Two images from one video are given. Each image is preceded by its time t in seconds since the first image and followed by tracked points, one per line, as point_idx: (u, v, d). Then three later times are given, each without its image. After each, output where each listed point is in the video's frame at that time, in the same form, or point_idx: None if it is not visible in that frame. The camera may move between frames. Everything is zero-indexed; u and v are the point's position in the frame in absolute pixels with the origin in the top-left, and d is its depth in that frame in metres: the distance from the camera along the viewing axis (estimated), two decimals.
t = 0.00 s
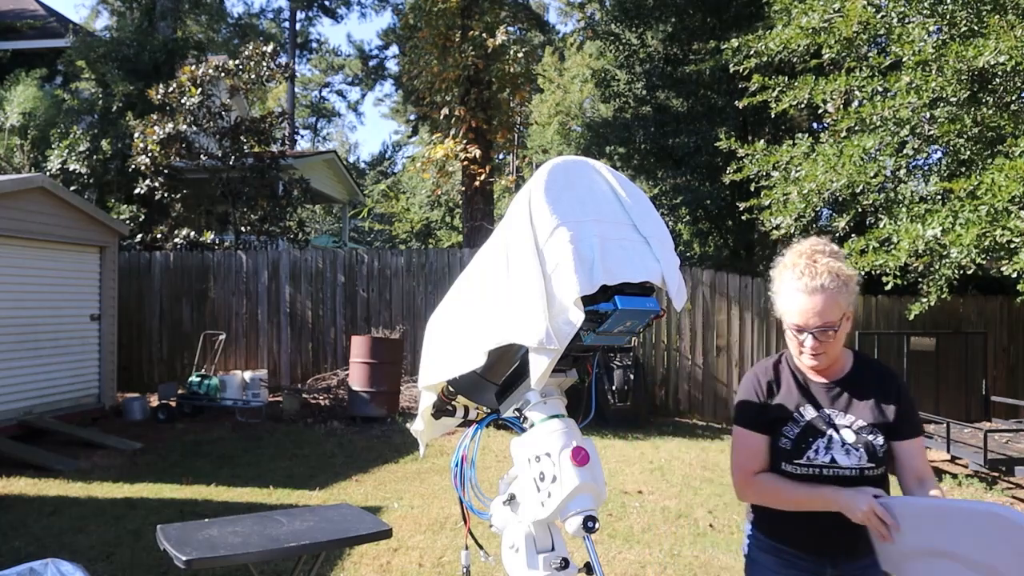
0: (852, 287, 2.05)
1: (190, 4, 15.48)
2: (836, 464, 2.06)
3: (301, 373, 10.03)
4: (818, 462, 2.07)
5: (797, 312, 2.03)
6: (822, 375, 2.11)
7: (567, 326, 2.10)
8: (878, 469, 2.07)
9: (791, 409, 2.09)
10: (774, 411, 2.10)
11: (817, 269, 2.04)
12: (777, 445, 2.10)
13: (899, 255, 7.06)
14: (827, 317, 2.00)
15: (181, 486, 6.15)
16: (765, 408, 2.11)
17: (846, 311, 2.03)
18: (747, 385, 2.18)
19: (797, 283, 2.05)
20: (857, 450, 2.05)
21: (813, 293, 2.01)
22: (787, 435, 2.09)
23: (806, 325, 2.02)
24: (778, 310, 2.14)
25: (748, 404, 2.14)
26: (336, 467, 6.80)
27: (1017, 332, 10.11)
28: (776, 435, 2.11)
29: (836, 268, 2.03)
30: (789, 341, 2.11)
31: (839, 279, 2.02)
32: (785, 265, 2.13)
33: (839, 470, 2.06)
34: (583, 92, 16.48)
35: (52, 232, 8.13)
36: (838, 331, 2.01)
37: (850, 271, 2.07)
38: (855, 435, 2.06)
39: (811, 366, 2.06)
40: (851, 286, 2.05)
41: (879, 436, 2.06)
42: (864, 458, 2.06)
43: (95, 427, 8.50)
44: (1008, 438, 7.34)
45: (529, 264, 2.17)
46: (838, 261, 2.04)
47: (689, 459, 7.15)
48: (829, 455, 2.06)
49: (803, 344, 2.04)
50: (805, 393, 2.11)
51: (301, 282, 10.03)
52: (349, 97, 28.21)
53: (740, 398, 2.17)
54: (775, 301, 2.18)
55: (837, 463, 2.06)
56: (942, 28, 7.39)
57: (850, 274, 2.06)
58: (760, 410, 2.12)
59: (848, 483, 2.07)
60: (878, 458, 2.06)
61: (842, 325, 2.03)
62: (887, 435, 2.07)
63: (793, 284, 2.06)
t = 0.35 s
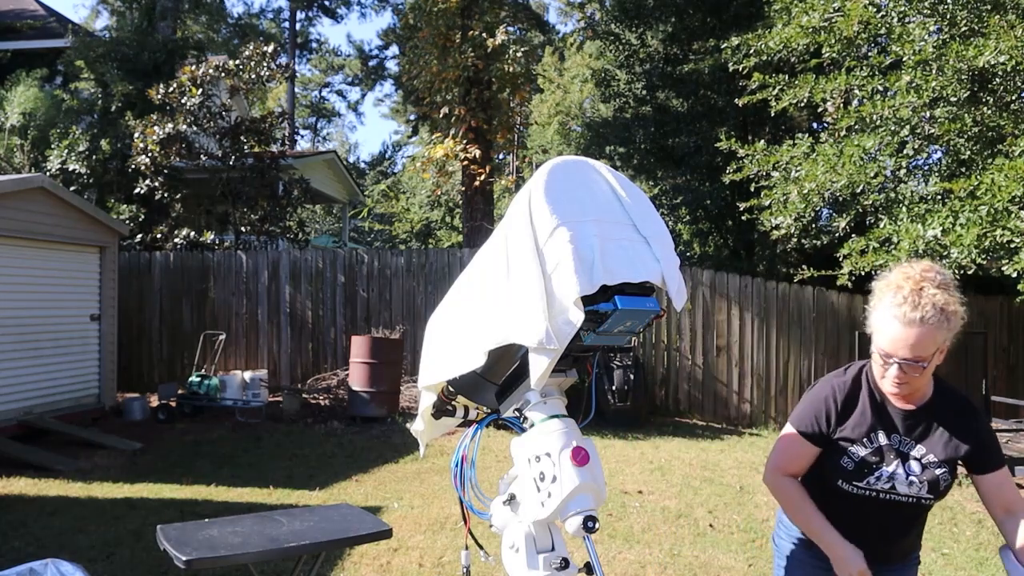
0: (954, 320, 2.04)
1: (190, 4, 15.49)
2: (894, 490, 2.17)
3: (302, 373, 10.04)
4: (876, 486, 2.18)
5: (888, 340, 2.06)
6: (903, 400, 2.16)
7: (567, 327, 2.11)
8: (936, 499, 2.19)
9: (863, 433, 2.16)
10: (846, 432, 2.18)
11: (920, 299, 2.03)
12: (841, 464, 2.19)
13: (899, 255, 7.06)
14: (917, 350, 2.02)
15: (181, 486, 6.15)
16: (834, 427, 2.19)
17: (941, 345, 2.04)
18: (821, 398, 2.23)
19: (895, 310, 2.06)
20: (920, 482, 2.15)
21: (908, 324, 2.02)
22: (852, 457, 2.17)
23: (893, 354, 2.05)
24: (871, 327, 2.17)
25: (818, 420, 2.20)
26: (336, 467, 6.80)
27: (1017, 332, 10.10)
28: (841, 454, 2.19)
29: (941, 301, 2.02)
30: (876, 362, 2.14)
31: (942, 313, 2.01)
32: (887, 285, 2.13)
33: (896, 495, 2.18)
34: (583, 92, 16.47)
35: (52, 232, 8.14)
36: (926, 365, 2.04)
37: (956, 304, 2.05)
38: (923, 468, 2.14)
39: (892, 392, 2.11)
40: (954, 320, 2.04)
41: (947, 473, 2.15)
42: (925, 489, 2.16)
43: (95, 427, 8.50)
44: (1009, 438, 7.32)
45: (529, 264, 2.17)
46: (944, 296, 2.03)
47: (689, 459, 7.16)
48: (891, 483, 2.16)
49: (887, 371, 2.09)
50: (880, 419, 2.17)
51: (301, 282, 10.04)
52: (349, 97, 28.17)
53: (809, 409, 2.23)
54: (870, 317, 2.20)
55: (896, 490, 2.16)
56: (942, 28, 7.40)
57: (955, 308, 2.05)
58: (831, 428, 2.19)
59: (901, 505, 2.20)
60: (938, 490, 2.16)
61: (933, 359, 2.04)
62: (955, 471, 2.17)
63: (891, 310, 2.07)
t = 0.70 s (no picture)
0: (996, 322, 2.05)
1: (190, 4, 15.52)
2: (915, 491, 2.16)
3: (302, 372, 10.03)
4: (896, 488, 2.17)
5: (925, 322, 2.08)
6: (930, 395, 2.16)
7: (567, 326, 2.11)
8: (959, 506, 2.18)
9: (886, 431, 2.17)
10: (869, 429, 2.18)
11: (966, 291, 2.06)
12: (862, 460, 2.19)
13: (900, 255, 7.06)
14: (953, 335, 2.02)
15: (181, 486, 6.15)
16: (858, 422, 2.20)
17: (978, 343, 2.05)
18: (846, 393, 2.24)
19: (938, 297, 2.09)
20: (942, 485, 2.14)
21: (949, 308, 2.04)
22: (873, 455, 2.17)
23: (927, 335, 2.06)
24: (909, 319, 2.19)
25: (838, 415, 2.22)
26: (336, 467, 6.80)
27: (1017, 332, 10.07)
28: (861, 451, 2.19)
29: (987, 298, 2.05)
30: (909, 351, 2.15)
31: (986, 307, 2.04)
32: (935, 280, 2.16)
33: (916, 498, 2.17)
34: (583, 91, 16.44)
35: (52, 232, 8.13)
36: (959, 355, 2.04)
37: (1003, 310, 2.07)
38: (947, 471, 2.14)
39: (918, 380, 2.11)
40: (997, 323, 2.06)
41: (972, 478, 2.14)
42: (946, 494, 2.15)
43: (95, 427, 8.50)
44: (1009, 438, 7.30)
45: (529, 264, 2.16)
46: (992, 296, 2.05)
47: (689, 459, 7.16)
48: (912, 484, 2.15)
49: (918, 355, 2.09)
50: (906, 418, 2.17)
51: (301, 282, 10.04)
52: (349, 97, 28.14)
53: (831, 402, 2.24)
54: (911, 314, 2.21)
55: (917, 492, 2.16)
56: (942, 28, 7.40)
57: (1000, 313, 2.06)
58: (853, 424, 2.21)
59: (921, 509, 2.19)
60: (960, 496, 2.16)
61: (967, 354, 2.05)
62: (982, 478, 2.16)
63: (934, 298, 2.09)
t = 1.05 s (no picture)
0: (954, 293, 2.11)
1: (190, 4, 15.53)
2: (897, 474, 2.09)
3: (302, 372, 10.04)
4: (876, 472, 2.10)
5: (886, 296, 2.12)
6: (903, 377, 2.14)
7: (567, 326, 2.12)
8: (946, 486, 2.09)
9: (858, 413, 2.13)
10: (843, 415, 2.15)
11: (921, 264, 2.13)
12: (838, 449, 2.15)
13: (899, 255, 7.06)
14: (915, 303, 2.06)
15: (181, 486, 6.15)
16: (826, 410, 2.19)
17: (941, 313, 2.08)
18: (816, 385, 2.23)
19: (896, 274, 2.15)
20: (924, 463, 2.07)
21: (907, 280, 2.10)
22: (846, 440, 2.13)
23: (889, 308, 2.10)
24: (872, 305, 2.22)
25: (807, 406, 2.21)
26: (337, 467, 6.80)
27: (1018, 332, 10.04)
28: (835, 439, 2.15)
29: (942, 268, 2.12)
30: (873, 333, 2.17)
31: (942, 277, 2.10)
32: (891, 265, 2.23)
33: (900, 480, 2.09)
34: (582, 91, 16.38)
35: (52, 232, 8.14)
36: (924, 324, 2.06)
37: (959, 281, 2.13)
38: (927, 447, 2.07)
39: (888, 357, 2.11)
40: (955, 292, 2.11)
41: (955, 451, 2.06)
42: (930, 471, 2.07)
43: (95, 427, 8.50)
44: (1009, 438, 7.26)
45: (529, 264, 2.16)
46: (948, 269, 2.12)
47: (689, 459, 7.16)
48: (893, 463, 2.08)
49: (885, 331, 2.11)
50: (881, 398, 2.13)
51: (301, 282, 10.03)
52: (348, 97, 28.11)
53: (801, 397, 2.24)
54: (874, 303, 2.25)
55: (899, 474, 2.08)
56: (942, 28, 7.41)
57: (958, 285, 2.12)
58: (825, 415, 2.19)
59: (906, 495, 2.10)
60: (947, 475, 2.07)
61: (931, 323, 2.07)
62: (967, 452, 2.07)
63: (891, 276, 2.16)
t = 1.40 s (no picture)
0: (915, 284, 1.84)
1: (190, 4, 15.56)
2: (869, 480, 1.84)
3: (302, 373, 10.04)
4: (847, 482, 1.84)
5: (853, 310, 1.81)
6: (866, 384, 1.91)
7: (567, 326, 2.12)
8: (922, 489, 1.87)
9: (822, 418, 1.87)
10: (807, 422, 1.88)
11: (882, 261, 1.82)
12: (804, 461, 1.87)
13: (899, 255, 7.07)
14: (889, 318, 1.78)
15: (181, 486, 6.16)
16: (787, 418, 1.90)
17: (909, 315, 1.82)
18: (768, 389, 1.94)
19: (855, 277, 1.83)
20: (897, 464, 1.84)
21: (876, 288, 1.79)
22: (811, 450, 1.87)
23: (862, 325, 1.80)
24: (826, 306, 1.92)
25: (762, 416, 1.91)
26: (337, 467, 6.80)
27: (1017, 332, 10.07)
28: (797, 450, 1.89)
29: (904, 263, 1.82)
30: (835, 343, 1.89)
31: (905, 274, 1.82)
32: (838, 254, 1.91)
33: (874, 489, 1.84)
34: (584, 91, 15.90)
35: (52, 232, 8.14)
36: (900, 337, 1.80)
37: (915, 266, 1.86)
38: (899, 447, 1.85)
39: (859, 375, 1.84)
40: (916, 283, 1.84)
41: (928, 448, 1.86)
42: (904, 472, 1.84)
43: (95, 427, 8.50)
44: (1009, 438, 7.11)
45: (528, 264, 2.17)
46: (906, 261, 1.84)
47: (689, 459, 7.16)
48: (865, 469, 1.84)
49: (855, 350, 1.82)
50: (845, 398, 1.88)
51: (301, 282, 10.04)
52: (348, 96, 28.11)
53: (752, 401, 1.95)
54: (822, 295, 1.96)
55: (872, 480, 1.84)
56: (942, 28, 7.42)
57: (915, 271, 1.85)
58: (783, 423, 1.91)
59: (881, 503, 1.86)
60: (921, 474, 1.85)
61: (903, 331, 1.81)
62: (937, 449, 1.88)
63: (850, 278, 1.84)
